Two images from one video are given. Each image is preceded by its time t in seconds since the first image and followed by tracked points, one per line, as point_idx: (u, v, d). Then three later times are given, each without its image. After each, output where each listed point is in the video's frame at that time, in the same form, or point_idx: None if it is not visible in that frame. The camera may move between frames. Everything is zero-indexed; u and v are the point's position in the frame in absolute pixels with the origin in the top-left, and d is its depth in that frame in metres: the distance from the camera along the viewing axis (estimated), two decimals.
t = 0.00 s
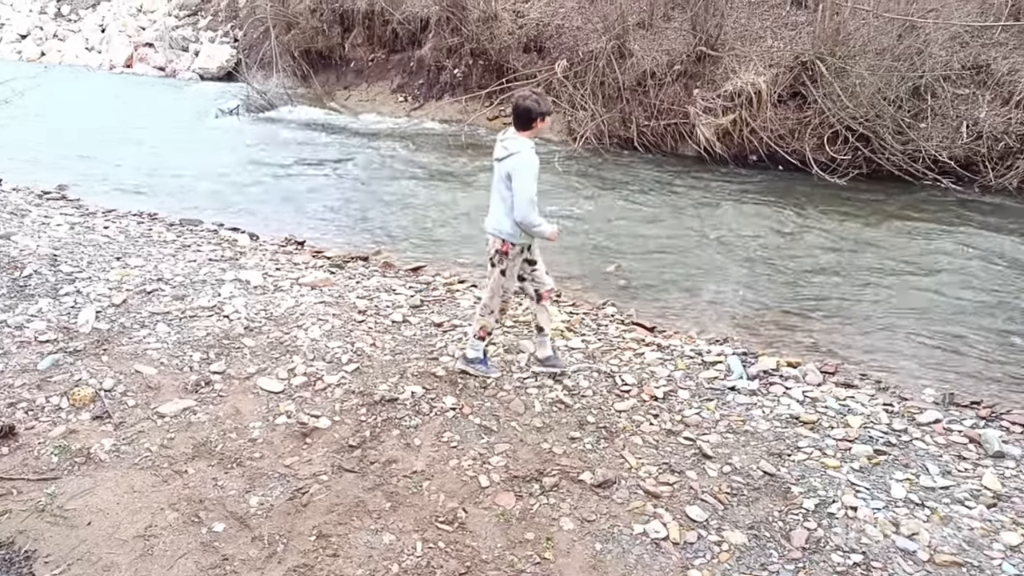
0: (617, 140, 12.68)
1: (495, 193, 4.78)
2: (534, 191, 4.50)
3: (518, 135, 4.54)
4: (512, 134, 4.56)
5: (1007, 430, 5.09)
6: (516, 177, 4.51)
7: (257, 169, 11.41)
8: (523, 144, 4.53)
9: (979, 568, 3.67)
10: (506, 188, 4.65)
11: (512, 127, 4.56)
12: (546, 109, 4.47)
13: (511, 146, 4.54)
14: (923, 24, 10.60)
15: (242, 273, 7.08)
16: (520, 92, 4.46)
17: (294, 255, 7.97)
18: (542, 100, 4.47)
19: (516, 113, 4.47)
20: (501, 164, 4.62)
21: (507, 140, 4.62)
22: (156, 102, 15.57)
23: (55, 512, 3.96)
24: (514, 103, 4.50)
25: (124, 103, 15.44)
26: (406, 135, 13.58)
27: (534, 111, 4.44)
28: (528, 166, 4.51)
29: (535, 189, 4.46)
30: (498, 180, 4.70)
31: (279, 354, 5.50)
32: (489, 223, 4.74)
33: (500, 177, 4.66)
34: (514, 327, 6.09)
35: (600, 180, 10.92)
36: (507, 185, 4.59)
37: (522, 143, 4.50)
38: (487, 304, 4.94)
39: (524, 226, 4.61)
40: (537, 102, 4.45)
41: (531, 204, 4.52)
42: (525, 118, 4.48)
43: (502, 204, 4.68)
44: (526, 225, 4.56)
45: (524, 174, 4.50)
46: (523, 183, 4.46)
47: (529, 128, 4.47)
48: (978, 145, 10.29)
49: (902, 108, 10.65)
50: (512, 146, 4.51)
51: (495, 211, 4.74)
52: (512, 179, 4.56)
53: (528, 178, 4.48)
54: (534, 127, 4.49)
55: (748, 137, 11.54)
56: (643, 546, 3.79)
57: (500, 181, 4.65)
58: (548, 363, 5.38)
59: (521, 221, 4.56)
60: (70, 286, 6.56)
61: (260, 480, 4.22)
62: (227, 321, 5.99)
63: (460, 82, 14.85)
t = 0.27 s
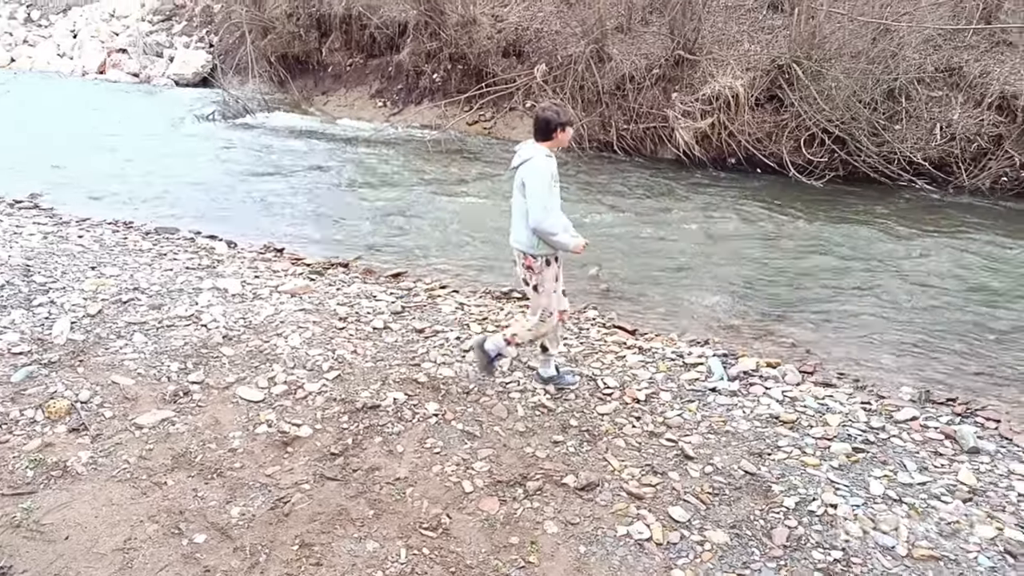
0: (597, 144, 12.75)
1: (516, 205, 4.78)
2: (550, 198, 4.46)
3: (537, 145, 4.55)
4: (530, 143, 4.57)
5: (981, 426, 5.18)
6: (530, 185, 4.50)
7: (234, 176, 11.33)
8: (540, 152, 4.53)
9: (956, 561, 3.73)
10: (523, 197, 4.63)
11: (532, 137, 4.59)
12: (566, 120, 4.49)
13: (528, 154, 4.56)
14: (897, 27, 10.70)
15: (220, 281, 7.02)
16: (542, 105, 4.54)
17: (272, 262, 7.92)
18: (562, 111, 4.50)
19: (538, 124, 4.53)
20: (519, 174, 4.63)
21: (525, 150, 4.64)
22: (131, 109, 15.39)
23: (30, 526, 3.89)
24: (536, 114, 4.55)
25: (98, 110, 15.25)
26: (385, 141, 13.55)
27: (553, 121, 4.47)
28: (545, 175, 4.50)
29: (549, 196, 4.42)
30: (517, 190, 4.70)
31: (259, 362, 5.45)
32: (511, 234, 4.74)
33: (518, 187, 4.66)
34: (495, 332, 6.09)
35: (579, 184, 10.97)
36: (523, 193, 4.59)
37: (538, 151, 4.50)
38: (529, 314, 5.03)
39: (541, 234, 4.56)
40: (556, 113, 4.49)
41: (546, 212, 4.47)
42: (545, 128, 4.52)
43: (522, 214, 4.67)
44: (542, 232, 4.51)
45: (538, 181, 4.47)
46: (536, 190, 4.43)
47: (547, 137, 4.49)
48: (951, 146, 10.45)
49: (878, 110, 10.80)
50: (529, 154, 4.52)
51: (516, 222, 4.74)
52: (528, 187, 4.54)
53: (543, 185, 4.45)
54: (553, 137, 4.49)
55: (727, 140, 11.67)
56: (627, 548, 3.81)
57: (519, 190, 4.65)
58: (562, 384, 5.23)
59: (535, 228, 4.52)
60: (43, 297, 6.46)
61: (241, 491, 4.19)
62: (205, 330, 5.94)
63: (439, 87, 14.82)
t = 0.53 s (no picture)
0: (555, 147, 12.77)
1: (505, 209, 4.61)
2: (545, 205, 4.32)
3: (528, 148, 4.37)
4: (521, 147, 4.39)
5: (935, 409, 5.33)
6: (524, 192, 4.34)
7: (186, 190, 11.10)
8: (532, 157, 4.36)
9: (916, 541, 3.82)
10: (516, 203, 4.46)
11: (522, 140, 4.40)
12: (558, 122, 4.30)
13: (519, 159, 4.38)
14: (842, 24, 11.03)
15: (174, 298, 6.86)
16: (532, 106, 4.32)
17: (228, 276, 7.78)
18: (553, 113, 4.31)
19: (528, 127, 4.33)
20: (509, 178, 4.45)
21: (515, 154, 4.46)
22: (76, 125, 14.99)
23: None
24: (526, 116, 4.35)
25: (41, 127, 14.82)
26: (341, 150, 13.43)
27: (545, 124, 4.28)
28: (539, 180, 4.33)
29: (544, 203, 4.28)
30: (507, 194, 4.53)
31: (218, 379, 5.34)
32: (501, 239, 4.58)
33: (509, 191, 4.49)
34: (459, 338, 6.07)
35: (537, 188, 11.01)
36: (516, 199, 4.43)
37: (531, 156, 4.32)
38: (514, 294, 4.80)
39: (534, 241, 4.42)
40: (548, 115, 4.29)
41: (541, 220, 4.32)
42: (536, 131, 4.32)
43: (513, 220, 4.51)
44: (535, 240, 4.37)
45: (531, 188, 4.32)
46: (530, 197, 4.28)
47: (538, 141, 4.31)
48: (897, 138, 10.78)
49: (826, 106, 11.07)
50: (521, 159, 4.34)
51: (507, 227, 4.57)
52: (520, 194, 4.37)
53: (538, 193, 4.29)
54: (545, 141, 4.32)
55: (682, 140, 11.82)
56: (598, 546, 3.82)
57: (509, 195, 4.49)
58: (565, 407, 4.92)
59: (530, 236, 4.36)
60: None
61: (204, 511, 4.09)
62: (161, 348, 5.80)
63: (394, 94, 14.73)
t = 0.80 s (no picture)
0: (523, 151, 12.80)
1: (507, 226, 4.38)
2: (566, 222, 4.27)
3: (539, 163, 4.23)
4: (533, 164, 4.23)
5: (889, 417, 5.43)
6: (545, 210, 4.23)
7: (145, 186, 10.85)
8: (545, 173, 4.24)
9: (869, 548, 3.89)
10: (527, 220, 4.30)
11: (529, 155, 4.22)
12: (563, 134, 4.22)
13: (533, 175, 4.22)
14: (804, 38, 11.33)
15: (130, 296, 6.69)
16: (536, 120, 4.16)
17: (186, 275, 7.62)
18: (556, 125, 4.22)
19: (537, 141, 4.16)
20: (523, 196, 4.26)
21: (522, 169, 4.27)
22: (32, 117, 14.57)
23: None
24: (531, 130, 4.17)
25: None
26: (306, 149, 13.26)
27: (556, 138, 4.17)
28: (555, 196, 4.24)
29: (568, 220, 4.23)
30: (514, 212, 4.32)
31: (173, 381, 5.21)
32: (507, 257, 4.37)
33: (521, 209, 4.30)
34: (423, 341, 6.02)
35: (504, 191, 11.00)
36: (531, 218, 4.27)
37: (548, 172, 4.21)
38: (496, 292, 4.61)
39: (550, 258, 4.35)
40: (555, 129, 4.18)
41: (563, 236, 4.27)
42: (544, 145, 4.19)
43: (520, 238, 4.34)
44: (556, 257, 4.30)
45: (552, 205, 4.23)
46: (556, 216, 4.19)
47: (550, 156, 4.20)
48: (856, 151, 10.98)
49: (788, 117, 11.25)
50: (538, 176, 4.20)
51: (511, 245, 4.38)
52: (541, 212, 4.23)
53: (561, 209, 4.22)
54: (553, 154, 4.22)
55: (648, 147, 11.96)
56: (558, 552, 3.81)
57: (519, 213, 4.30)
58: (546, 426, 4.78)
59: (552, 254, 4.27)
60: None
61: (155, 516, 3.98)
62: (114, 348, 5.65)
63: (361, 94, 14.62)
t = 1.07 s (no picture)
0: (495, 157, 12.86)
1: (509, 239, 4.18)
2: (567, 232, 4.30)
3: (545, 173, 4.14)
4: (540, 174, 4.12)
5: (863, 414, 5.50)
6: (556, 222, 4.18)
7: (113, 198, 10.67)
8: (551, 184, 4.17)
9: (847, 545, 3.92)
10: (533, 232, 4.17)
11: (536, 165, 4.09)
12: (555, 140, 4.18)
13: (542, 187, 4.12)
14: (770, 42, 11.37)
15: (99, 310, 6.56)
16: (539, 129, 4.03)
17: (157, 288, 7.49)
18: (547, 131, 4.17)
19: (545, 150, 4.04)
20: (534, 208, 4.13)
21: (529, 179, 4.13)
22: None
23: None
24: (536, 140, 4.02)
25: None
26: (277, 157, 13.14)
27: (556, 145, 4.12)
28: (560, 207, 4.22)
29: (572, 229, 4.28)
30: (521, 225, 4.16)
31: (144, 396, 5.11)
32: (512, 272, 4.19)
33: (528, 221, 4.15)
34: (399, 349, 5.98)
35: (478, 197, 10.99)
36: (541, 230, 4.17)
37: (556, 183, 4.16)
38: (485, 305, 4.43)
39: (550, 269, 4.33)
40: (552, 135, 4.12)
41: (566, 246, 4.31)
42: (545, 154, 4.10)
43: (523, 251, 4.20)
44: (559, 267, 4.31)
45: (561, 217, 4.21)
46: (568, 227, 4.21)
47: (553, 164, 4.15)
48: (824, 152, 11.11)
49: (756, 121, 11.34)
50: (550, 188, 4.13)
51: (513, 258, 4.20)
52: (551, 223, 4.17)
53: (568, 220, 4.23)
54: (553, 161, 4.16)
55: (620, 151, 11.99)
56: (540, 559, 3.79)
57: (526, 225, 4.15)
58: (528, 436, 4.74)
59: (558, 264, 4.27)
60: None
61: (129, 534, 3.89)
62: (83, 364, 5.53)
63: (332, 101, 14.55)
